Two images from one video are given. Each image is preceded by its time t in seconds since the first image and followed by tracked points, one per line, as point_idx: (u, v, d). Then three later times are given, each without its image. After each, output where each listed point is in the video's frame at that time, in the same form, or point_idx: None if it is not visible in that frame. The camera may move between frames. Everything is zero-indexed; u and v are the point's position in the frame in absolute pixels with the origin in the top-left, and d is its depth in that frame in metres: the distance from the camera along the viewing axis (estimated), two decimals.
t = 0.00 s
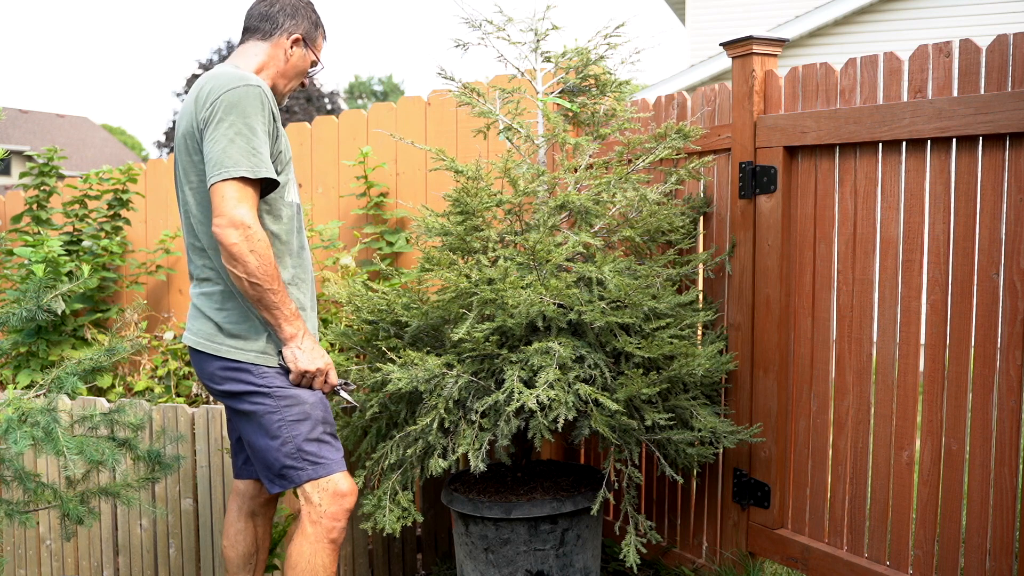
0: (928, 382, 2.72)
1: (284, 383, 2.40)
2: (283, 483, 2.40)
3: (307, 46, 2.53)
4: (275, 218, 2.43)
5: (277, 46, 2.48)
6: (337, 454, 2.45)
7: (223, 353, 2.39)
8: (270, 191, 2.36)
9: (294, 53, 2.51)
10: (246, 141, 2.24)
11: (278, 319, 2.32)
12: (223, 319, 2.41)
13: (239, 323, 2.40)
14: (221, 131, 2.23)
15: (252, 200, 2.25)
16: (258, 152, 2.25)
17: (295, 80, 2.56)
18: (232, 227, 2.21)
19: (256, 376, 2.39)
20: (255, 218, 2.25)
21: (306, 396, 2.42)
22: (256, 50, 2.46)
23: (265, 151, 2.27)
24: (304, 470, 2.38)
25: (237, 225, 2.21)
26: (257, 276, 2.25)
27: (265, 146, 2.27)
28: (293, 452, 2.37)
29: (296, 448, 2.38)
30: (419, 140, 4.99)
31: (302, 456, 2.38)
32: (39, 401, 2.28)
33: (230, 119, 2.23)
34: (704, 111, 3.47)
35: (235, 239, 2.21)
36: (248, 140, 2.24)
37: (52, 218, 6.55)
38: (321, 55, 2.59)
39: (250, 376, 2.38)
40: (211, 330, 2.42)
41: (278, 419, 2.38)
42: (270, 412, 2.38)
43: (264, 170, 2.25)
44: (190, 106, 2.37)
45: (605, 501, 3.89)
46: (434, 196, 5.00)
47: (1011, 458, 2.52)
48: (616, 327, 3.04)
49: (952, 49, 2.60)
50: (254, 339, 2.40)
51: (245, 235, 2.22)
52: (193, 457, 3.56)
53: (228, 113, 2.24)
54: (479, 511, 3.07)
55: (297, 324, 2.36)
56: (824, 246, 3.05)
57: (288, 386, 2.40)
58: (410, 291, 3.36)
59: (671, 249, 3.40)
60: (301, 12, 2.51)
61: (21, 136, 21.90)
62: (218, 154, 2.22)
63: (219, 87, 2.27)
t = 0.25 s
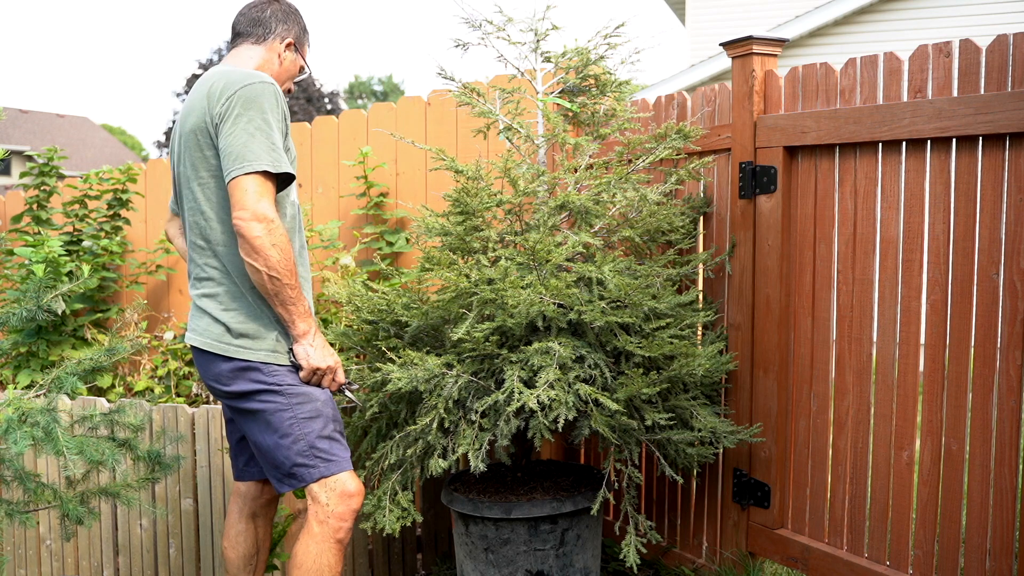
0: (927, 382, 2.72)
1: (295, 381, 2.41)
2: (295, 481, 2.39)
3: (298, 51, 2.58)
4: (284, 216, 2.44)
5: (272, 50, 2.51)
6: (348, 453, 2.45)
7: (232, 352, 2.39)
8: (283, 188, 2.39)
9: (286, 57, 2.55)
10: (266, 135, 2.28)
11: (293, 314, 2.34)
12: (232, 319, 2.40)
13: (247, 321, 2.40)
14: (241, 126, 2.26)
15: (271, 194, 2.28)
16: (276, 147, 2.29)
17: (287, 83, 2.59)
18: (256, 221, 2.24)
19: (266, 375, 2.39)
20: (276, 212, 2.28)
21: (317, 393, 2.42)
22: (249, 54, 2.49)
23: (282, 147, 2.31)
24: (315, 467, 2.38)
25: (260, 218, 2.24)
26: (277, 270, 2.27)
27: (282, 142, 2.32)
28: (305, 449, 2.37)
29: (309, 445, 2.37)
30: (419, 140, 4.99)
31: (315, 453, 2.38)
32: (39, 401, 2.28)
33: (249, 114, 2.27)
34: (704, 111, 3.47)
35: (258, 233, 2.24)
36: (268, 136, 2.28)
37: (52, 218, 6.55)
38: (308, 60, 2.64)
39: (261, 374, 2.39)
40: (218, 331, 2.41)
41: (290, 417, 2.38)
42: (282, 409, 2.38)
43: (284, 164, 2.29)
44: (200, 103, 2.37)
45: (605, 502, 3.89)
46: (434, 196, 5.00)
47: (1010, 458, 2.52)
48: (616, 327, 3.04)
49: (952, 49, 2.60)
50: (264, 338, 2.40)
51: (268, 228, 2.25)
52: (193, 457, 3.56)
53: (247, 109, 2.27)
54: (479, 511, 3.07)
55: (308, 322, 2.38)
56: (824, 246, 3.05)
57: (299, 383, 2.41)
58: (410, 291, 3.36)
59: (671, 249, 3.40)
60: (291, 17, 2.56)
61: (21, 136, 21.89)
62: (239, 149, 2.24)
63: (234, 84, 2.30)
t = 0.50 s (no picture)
0: (928, 382, 2.73)
1: (299, 380, 2.41)
2: (298, 480, 2.39)
3: (297, 53, 2.58)
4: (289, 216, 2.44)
5: (272, 51, 2.52)
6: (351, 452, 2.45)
7: (237, 352, 2.39)
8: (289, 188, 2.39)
9: (286, 59, 2.55)
10: (273, 135, 2.28)
11: (299, 314, 2.34)
12: (235, 318, 2.40)
13: (251, 321, 2.40)
14: (248, 125, 2.26)
15: (278, 193, 2.28)
16: (283, 146, 2.29)
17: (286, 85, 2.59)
18: (263, 220, 2.24)
19: (271, 374, 2.39)
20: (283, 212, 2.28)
21: (321, 392, 2.43)
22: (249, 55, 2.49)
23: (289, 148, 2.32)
24: (319, 465, 2.38)
25: (268, 217, 2.24)
26: (284, 268, 2.28)
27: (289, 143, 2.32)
28: (309, 448, 2.37)
29: (313, 444, 2.37)
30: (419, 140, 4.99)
31: (319, 452, 2.38)
32: (39, 401, 2.28)
33: (256, 114, 2.27)
34: (704, 111, 3.47)
35: (266, 232, 2.24)
36: (275, 136, 2.28)
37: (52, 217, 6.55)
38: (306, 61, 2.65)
39: (265, 373, 2.39)
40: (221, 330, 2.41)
41: (294, 415, 2.38)
42: (286, 408, 2.38)
43: (291, 163, 2.30)
44: (205, 102, 2.37)
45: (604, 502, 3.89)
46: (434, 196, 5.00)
47: (1011, 458, 2.52)
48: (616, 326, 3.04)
49: (952, 49, 2.60)
50: (268, 338, 2.40)
51: (276, 228, 2.25)
52: (193, 457, 3.56)
53: (254, 109, 2.27)
54: (479, 511, 3.07)
55: (313, 321, 2.38)
56: (824, 246, 3.05)
57: (303, 382, 2.41)
58: (410, 291, 3.36)
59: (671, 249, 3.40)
60: (290, 19, 2.56)
61: (20, 135, 21.88)
62: (247, 148, 2.25)
63: (241, 84, 2.30)
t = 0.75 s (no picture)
0: (928, 382, 2.72)
1: (299, 380, 2.41)
2: (297, 480, 2.39)
3: (304, 53, 2.58)
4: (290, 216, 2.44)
5: (279, 52, 2.52)
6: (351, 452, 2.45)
7: (236, 351, 2.39)
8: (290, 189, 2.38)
9: (293, 59, 2.55)
10: (273, 136, 2.28)
11: (297, 314, 2.34)
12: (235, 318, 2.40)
13: (251, 321, 2.40)
14: (249, 126, 2.26)
15: (277, 194, 2.28)
16: (283, 148, 2.29)
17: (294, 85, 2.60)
18: (262, 221, 2.24)
19: (271, 373, 2.39)
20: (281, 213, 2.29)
21: (320, 393, 2.42)
22: (256, 57, 2.49)
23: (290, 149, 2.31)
24: (318, 465, 2.38)
25: (266, 219, 2.25)
26: (282, 269, 2.28)
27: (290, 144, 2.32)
28: (308, 448, 2.37)
29: (313, 443, 2.37)
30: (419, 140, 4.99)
31: (318, 452, 2.38)
32: (39, 401, 2.28)
33: (256, 115, 2.27)
34: (704, 111, 3.47)
35: (264, 232, 2.24)
36: (276, 137, 2.28)
37: (52, 217, 6.55)
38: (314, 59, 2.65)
39: (265, 373, 2.39)
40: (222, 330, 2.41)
41: (293, 415, 2.38)
42: (286, 408, 2.38)
43: (290, 166, 2.29)
44: (209, 103, 2.37)
45: (605, 502, 3.89)
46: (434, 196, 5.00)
47: (1011, 458, 2.52)
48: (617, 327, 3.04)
49: (952, 49, 2.60)
50: (267, 337, 2.40)
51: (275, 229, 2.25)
52: (193, 457, 3.56)
53: (255, 110, 2.27)
54: (479, 511, 3.07)
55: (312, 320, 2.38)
56: (824, 246, 3.05)
57: (303, 382, 2.41)
58: (410, 291, 3.36)
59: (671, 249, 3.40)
60: (298, 18, 2.56)
61: (21, 135, 21.88)
62: (246, 149, 2.25)
63: (243, 85, 2.30)
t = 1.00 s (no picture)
0: (928, 382, 2.72)
1: (293, 383, 2.40)
2: (294, 483, 2.40)
3: (312, 45, 2.55)
4: (285, 219, 2.44)
5: (283, 49, 2.50)
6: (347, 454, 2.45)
7: (230, 353, 2.39)
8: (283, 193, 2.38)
9: (300, 53, 2.53)
10: (264, 141, 2.27)
11: (287, 318, 2.33)
12: (230, 320, 2.40)
13: (245, 323, 2.40)
14: (239, 130, 2.25)
15: (266, 199, 2.27)
16: (274, 153, 2.28)
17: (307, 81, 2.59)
18: (247, 226, 2.23)
19: (265, 376, 2.39)
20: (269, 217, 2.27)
21: (315, 396, 2.41)
22: (260, 54, 2.50)
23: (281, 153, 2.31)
24: (314, 469, 2.38)
25: (251, 224, 2.23)
26: (269, 274, 2.27)
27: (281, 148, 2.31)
28: (303, 451, 2.37)
29: (307, 447, 2.37)
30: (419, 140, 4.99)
31: (313, 455, 2.38)
32: (39, 401, 2.27)
33: (248, 119, 2.26)
34: (704, 111, 3.47)
35: (249, 237, 2.23)
36: (266, 140, 2.27)
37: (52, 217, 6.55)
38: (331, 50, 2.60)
39: (260, 376, 2.38)
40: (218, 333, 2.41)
41: (288, 419, 2.37)
42: (280, 411, 2.38)
43: (279, 170, 2.28)
44: (205, 106, 2.38)
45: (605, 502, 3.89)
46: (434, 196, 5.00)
47: (1010, 458, 2.52)
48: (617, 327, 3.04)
49: (952, 49, 2.60)
50: (261, 339, 2.39)
51: (260, 234, 2.24)
52: (193, 457, 3.56)
53: (246, 113, 2.27)
54: (479, 511, 3.07)
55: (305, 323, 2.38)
56: (824, 246, 3.05)
57: (298, 385, 2.40)
58: (410, 291, 3.36)
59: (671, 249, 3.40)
60: (302, 13, 2.53)
61: (21, 135, 21.88)
62: (236, 153, 2.24)
63: (236, 88, 2.30)
